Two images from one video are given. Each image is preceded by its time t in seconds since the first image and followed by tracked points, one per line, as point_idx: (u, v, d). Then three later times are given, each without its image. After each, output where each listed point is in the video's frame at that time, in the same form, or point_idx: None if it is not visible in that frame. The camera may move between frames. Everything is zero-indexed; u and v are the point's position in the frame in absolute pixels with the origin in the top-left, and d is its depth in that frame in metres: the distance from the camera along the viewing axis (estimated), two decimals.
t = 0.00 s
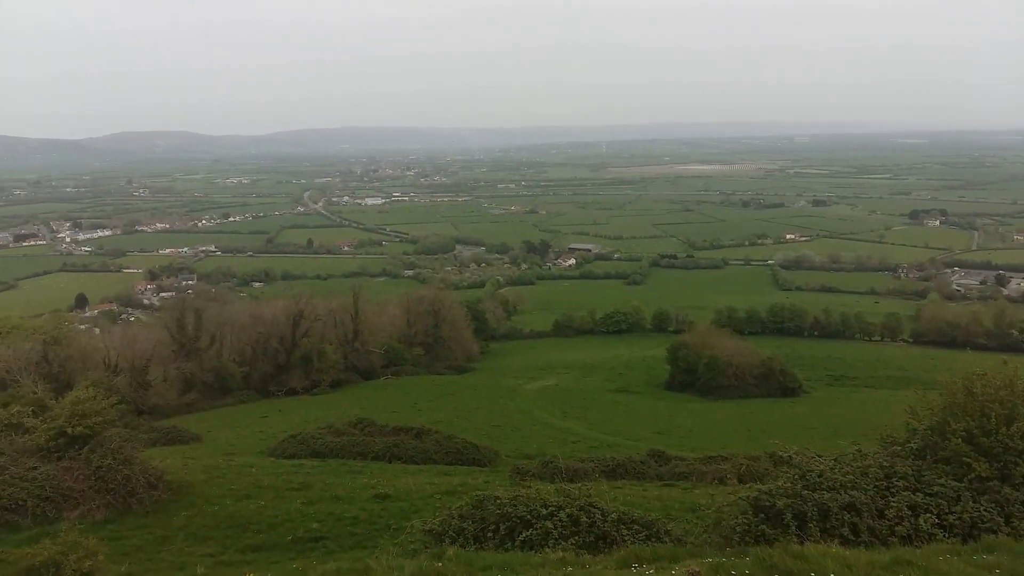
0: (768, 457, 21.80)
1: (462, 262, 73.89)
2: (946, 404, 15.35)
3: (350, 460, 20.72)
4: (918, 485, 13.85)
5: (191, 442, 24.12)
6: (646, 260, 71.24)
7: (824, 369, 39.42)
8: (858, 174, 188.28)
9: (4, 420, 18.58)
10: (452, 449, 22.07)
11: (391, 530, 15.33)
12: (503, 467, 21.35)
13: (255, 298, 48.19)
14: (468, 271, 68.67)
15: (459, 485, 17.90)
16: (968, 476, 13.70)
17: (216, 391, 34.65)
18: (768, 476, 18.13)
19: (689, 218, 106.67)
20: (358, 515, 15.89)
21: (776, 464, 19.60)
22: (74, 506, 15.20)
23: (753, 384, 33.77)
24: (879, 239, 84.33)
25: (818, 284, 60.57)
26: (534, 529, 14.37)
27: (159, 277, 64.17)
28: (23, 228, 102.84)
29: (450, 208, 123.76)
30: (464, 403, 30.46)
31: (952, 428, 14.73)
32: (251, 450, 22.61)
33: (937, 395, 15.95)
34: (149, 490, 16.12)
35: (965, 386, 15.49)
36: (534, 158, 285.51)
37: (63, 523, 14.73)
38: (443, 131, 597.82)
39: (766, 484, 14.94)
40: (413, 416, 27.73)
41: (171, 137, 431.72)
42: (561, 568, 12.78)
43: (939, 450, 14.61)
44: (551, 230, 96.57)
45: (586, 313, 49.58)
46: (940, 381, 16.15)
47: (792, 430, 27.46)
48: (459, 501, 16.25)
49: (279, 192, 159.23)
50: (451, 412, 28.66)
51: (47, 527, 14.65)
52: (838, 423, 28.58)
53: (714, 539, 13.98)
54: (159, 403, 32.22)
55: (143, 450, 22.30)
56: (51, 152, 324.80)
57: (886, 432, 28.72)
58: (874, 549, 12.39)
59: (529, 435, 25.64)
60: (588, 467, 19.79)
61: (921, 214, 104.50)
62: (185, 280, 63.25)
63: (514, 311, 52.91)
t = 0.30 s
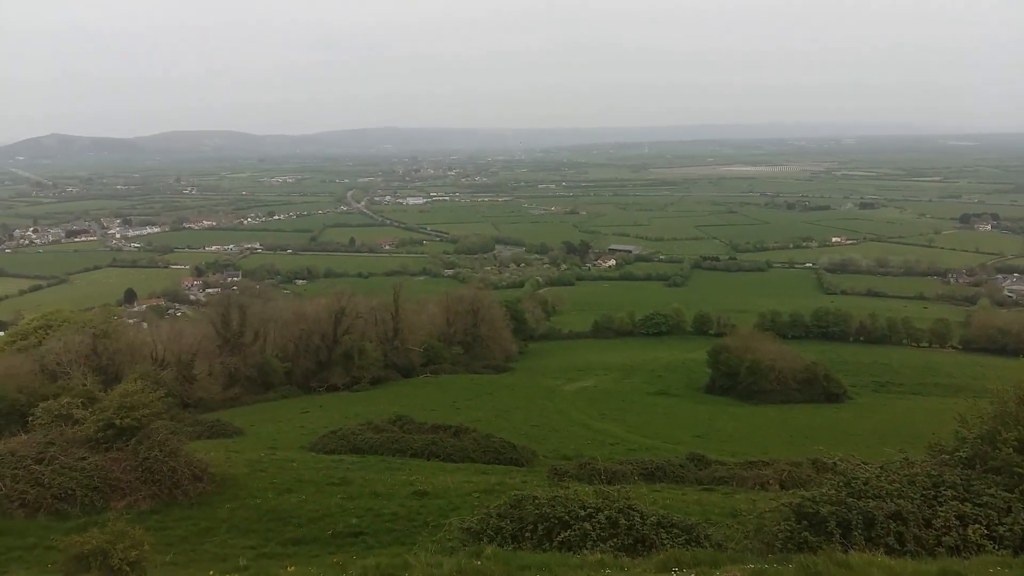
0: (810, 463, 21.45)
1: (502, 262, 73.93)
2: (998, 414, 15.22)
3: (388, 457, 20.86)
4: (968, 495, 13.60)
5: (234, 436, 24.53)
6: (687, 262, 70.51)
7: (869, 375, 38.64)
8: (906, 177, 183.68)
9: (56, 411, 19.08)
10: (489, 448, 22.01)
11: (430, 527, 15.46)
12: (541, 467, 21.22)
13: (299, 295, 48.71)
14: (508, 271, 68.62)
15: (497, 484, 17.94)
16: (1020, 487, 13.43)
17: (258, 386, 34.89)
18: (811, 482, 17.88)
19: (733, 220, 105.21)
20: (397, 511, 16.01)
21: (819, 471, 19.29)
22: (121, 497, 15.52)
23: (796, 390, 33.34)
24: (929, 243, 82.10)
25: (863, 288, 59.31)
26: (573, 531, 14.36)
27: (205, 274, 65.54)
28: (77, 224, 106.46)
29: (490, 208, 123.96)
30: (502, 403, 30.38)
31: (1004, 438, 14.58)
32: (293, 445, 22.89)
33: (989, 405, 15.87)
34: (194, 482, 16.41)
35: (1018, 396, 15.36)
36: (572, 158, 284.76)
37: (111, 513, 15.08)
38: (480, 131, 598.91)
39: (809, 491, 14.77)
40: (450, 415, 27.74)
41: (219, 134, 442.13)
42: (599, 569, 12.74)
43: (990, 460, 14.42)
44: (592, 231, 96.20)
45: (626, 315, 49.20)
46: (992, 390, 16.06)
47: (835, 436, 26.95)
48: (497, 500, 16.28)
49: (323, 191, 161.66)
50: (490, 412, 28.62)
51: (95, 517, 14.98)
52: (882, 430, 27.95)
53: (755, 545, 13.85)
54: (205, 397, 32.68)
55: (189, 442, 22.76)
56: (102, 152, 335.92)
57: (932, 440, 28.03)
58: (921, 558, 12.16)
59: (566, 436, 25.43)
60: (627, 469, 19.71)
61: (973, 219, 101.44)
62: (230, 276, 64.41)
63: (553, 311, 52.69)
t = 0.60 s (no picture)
0: (865, 471, 20.91)
1: (549, 264, 74.01)
2: None
3: (436, 457, 20.97)
4: None
5: (285, 434, 24.98)
6: (737, 265, 69.53)
7: (925, 383, 37.50)
8: (966, 179, 177.68)
9: (113, 406, 19.59)
10: (535, 450, 21.90)
11: (476, 527, 15.51)
12: (586, 471, 21.01)
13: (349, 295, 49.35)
14: (554, 273, 68.57)
15: (543, 486, 17.92)
16: None
17: (309, 385, 35.48)
18: (865, 491, 17.50)
19: (785, 223, 103.25)
20: (443, 512, 16.09)
21: (874, 480, 18.85)
22: (175, 492, 15.87)
23: (850, 398, 32.63)
24: (992, 247, 79.03)
25: (921, 293, 57.51)
26: (619, 535, 14.31)
27: (258, 274, 67.07)
28: (137, 225, 110.83)
29: (537, 210, 124.11)
30: (546, 405, 30.17)
31: None
32: (342, 444, 23.19)
33: None
34: (246, 478, 16.71)
35: None
36: (616, 160, 283.34)
37: (166, 507, 15.43)
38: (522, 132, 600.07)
39: (862, 500, 14.49)
40: (496, 417, 27.74)
41: (272, 137, 454.36)
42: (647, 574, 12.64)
43: None
44: (639, 233, 95.63)
45: (674, 318, 48.71)
46: None
47: (888, 445, 26.22)
48: (544, 503, 16.24)
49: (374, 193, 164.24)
50: (536, 414, 28.47)
51: (150, 510, 15.34)
52: (937, 440, 27.09)
53: (805, 553, 13.64)
54: (257, 395, 33.26)
55: (241, 439, 23.26)
56: (158, 156, 348.72)
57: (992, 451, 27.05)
58: (980, 571, 11.81)
59: (612, 439, 25.18)
60: (675, 474, 19.54)
61: None
62: (282, 277, 65.63)
63: (600, 313, 52.41)
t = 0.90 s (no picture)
0: (917, 484, 20.29)
1: (593, 267, 73.83)
2: None
3: (479, 459, 21.02)
4: None
5: (329, 434, 25.30)
6: (785, 271, 68.33)
7: (981, 395, 36.26)
8: None
9: (164, 404, 20.05)
10: (577, 455, 21.76)
11: (518, 531, 15.51)
12: (628, 476, 20.82)
13: (395, 297, 49.87)
14: (598, 277, 68.25)
15: (585, 491, 17.88)
16: None
17: (353, 385, 35.86)
18: (916, 503, 17.06)
19: (837, 228, 100.79)
20: (485, 514, 16.14)
21: (926, 492, 18.34)
22: (223, 488, 16.17)
23: (901, 407, 31.78)
24: None
25: (978, 301, 55.55)
26: (662, 542, 14.21)
27: (306, 276, 68.23)
28: (190, 226, 114.26)
29: (581, 214, 123.74)
30: (587, 409, 30.03)
31: None
32: (385, 444, 23.39)
33: None
34: (291, 477, 16.96)
35: None
36: (658, 164, 281.05)
37: (213, 503, 15.73)
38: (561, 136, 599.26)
39: (913, 512, 14.11)
40: (538, 420, 27.68)
41: (322, 141, 464.76)
42: None
43: None
44: (685, 238, 94.71)
45: (720, 324, 48.05)
46: None
47: (939, 456, 25.42)
48: (586, 508, 16.18)
49: (419, 196, 165.83)
50: (578, 418, 28.36)
51: (198, 506, 15.67)
52: (990, 453, 26.17)
53: (852, 565, 13.35)
54: (303, 395, 33.59)
55: (287, 437, 23.66)
56: (207, 159, 359.24)
57: None
58: None
59: (655, 445, 24.89)
60: (719, 482, 19.38)
61: None
62: (329, 278, 66.43)
63: (644, 318, 51.89)
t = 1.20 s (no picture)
0: (969, 489, 19.73)
1: (636, 265, 73.48)
2: None
3: (521, 456, 21.07)
4: None
5: (373, 428, 25.62)
6: (833, 270, 67.00)
7: None
8: None
9: (212, 396, 20.51)
10: (619, 453, 21.65)
11: (559, 529, 15.53)
12: (670, 475, 20.64)
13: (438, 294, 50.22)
14: (641, 275, 67.87)
15: (626, 490, 17.82)
16: None
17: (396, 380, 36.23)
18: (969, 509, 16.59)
19: (888, 228, 98.23)
20: (526, 511, 16.20)
21: (979, 498, 17.82)
22: (269, 480, 16.47)
23: (953, 411, 30.95)
24: None
25: None
26: (706, 543, 14.10)
27: (350, 272, 69.13)
28: (238, 222, 116.93)
29: (624, 212, 122.97)
30: (627, 407, 29.87)
31: None
32: (427, 439, 23.62)
33: None
34: (335, 470, 17.22)
35: None
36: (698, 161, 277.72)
37: (260, 494, 16.05)
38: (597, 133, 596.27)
39: (966, 518, 13.73)
40: (579, 418, 27.64)
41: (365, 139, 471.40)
42: None
43: None
44: (730, 235, 93.55)
45: (766, 324, 47.33)
46: None
47: (990, 462, 24.66)
48: (628, 508, 16.11)
49: (461, 193, 166.64)
50: (621, 417, 28.22)
51: (246, 497, 16.00)
52: None
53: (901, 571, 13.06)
54: (347, 388, 34.11)
55: (333, 431, 24.03)
56: (252, 157, 368.43)
57: None
58: None
59: (698, 445, 24.65)
60: (764, 484, 19.20)
61: None
62: (372, 274, 67.17)
63: (687, 317, 51.37)
